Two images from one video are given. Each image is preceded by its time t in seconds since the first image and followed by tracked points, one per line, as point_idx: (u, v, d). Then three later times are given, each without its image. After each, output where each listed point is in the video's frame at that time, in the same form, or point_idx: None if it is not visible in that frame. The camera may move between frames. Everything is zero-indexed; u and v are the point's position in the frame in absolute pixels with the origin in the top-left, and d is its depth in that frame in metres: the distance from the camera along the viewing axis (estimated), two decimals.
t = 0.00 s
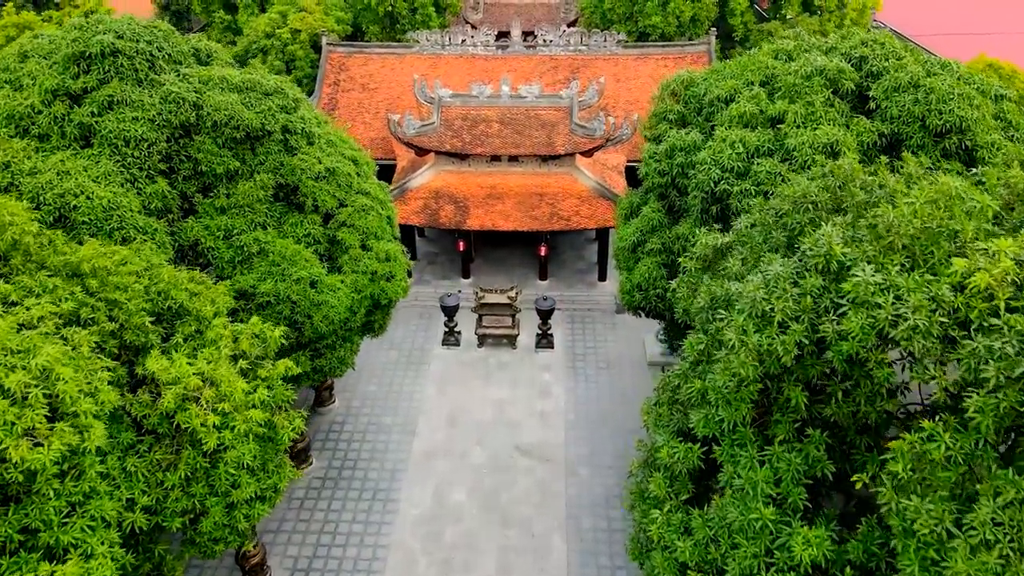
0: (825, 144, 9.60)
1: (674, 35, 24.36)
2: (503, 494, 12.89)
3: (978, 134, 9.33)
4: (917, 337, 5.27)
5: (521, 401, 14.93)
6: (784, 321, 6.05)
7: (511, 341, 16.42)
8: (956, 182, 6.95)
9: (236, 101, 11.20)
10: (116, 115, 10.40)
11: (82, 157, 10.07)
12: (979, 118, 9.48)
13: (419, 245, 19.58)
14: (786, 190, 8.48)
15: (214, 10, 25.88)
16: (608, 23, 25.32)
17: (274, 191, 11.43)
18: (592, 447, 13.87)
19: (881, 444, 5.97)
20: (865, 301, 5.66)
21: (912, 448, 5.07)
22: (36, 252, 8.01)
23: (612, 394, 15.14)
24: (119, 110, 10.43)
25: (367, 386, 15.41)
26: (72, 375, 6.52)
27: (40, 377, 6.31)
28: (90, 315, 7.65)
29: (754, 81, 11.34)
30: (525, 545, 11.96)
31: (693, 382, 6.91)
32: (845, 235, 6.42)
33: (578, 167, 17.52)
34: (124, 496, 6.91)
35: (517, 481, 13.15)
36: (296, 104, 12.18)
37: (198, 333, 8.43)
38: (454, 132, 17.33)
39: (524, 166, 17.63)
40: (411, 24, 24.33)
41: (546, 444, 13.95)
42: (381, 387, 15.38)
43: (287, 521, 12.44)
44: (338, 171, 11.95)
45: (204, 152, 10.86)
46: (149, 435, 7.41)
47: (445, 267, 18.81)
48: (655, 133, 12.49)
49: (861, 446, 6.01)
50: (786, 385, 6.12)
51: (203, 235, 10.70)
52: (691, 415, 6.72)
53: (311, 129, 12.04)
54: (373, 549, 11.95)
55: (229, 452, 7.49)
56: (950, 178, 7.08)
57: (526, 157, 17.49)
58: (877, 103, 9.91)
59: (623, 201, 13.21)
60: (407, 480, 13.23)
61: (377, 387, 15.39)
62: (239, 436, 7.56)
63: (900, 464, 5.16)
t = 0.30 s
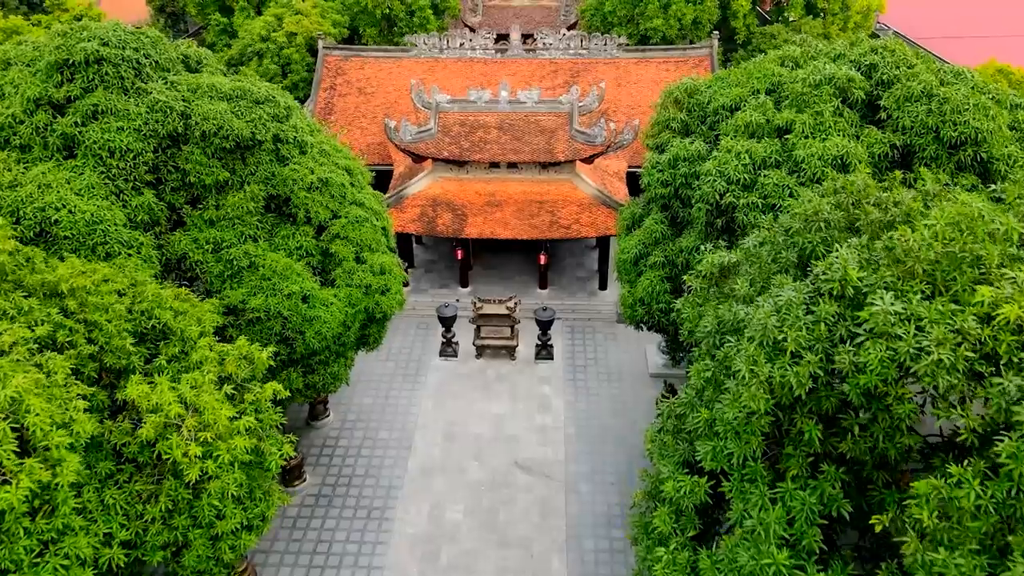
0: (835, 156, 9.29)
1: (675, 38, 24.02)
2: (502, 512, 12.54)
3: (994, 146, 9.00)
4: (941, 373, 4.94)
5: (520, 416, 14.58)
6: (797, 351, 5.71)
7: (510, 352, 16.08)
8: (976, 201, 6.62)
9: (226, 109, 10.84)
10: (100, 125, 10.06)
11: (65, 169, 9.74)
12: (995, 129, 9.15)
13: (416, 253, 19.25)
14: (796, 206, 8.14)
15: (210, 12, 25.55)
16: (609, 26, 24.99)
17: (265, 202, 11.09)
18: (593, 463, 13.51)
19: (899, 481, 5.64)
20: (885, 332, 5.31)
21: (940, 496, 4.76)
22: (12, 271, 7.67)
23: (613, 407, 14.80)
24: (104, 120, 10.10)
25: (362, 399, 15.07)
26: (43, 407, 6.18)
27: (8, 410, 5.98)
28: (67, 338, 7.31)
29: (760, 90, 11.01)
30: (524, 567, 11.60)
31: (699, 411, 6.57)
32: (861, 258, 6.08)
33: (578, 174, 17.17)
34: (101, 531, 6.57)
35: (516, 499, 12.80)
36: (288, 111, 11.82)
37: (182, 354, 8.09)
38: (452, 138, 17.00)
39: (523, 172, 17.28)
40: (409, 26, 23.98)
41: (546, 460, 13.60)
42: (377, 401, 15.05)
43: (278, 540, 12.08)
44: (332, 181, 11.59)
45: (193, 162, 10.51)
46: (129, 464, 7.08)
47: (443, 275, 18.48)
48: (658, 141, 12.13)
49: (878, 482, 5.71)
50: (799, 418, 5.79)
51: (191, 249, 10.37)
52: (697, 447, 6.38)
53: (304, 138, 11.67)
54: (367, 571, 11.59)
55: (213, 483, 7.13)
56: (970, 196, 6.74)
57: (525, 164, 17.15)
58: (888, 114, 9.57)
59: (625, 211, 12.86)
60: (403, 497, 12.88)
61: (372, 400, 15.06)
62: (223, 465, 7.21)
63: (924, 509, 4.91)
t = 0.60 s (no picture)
0: (848, 171, 8.92)
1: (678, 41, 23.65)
2: (501, 534, 12.14)
3: (1014, 161, 8.65)
4: (976, 421, 4.58)
5: (519, 432, 14.20)
6: (816, 390, 5.31)
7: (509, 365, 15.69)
8: (1003, 224, 6.24)
9: (215, 119, 10.45)
10: (82, 137, 9.68)
11: (46, 183, 9.37)
12: (1015, 143, 8.79)
13: (413, 261, 18.90)
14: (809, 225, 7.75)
15: (205, 15, 25.15)
16: (610, 29, 24.60)
17: (255, 216, 10.70)
18: (594, 482, 13.12)
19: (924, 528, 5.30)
20: (912, 373, 4.92)
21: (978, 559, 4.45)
22: None
23: (615, 423, 14.40)
24: (86, 132, 9.71)
25: (357, 415, 14.69)
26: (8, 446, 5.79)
27: None
28: (41, 367, 6.92)
29: (768, 100, 10.62)
30: None
31: (710, 448, 6.19)
32: (883, 287, 5.69)
33: (579, 183, 16.78)
34: None
35: (515, 520, 12.41)
36: (280, 121, 11.43)
37: (164, 380, 7.70)
38: (450, 145, 16.61)
39: (523, 180, 16.89)
40: (406, 30, 23.58)
41: (546, 479, 13.21)
42: (372, 416, 14.66)
43: (270, 564, 11.68)
44: (325, 193, 11.20)
45: (179, 175, 10.13)
46: (105, 500, 6.69)
47: (441, 284, 18.12)
48: (661, 152, 11.76)
49: (901, 528, 5.34)
50: (817, 460, 5.40)
51: (177, 265, 9.99)
52: (708, 487, 5.99)
53: (296, 148, 11.27)
54: None
55: (193, 522, 6.73)
56: (997, 220, 6.37)
57: (525, 172, 16.76)
58: (903, 126, 9.20)
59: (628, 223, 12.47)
60: (399, 518, 12.49)
61: (368, 416, 14.68)
62: (204, 503, 6.82)
63: (959, 570, 4.55)
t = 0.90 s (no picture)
0: (862, 185, 8.57)
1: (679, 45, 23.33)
2: (500, 554, 11.80)
3: None
4: (1014, 469, 4.27)
5: (520, 447, 13.86)
6: (837, 429, 4.97)
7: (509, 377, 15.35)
8: None
9: (204, 129, 10.10)
10: (66, 148, 9.33)
11: (27, 196, 9.02)
12: None
13: (411, 269, 18.58)
14: (823, 244, 7.42)
15: (201, 17, 24.79)
16: (611, 32, 24.29)
17: (246, 228, 10.36)
18: (596, 500, 12.77)
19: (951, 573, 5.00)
20: (942, 415, 4.60)
21: None
22: None
23: (617, 437, 14.06)
24: (70, 142, 9.37)
25: (354, 429, 14.36)
26: None
27: None
28: (15, 394, 6.58)
29: (776, 108, 10.29)
30: None
31: (721, 483, 5.84)
32: (906, 314, 5.34)
33: (580, 190, 16.45)
34: None
35: (515, 538, 12.07)
36: (273, 130, 11.08)
37: (147, 405, 7.35)
38: (448, 151, 16.28)
39: (523, 188, 16.57)
40: (404, 32, 23.24)
41: (546, 496, 12.86)
42: (369, 430, 14.33)
43: None
44: (319, 204, 10.87)
45: (168, 187, 9.79)
46: (83, 535, 6.35)
47: (439, 293, 17.80)
48: (665, 161, 11.42)
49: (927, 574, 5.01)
50: (836, 500, 5.07)
51: (165, 280, 9.65)
52: (719, 526, 5.64)
53: (289, 158, 10.93)
54: None
55: (176, 560, 6.39)
56: None
57: (525, 180, 16.42)
58: (917, 137, 8.88)
59: (630, 234, 12.12)
60: (396, 537, 12.14)
61: (364, 430, 14.35)
62: (188, 539, 6.49)
63: None
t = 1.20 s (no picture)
0: (879, 203, 8.17)
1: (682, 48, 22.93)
2: None
3: None
4: None
5: (519, 465, 13.46)
6: (865, 482, 4.63)
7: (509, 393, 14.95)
8: None
9: (191, 141, 9.69)
10: (45, 162, 8.93)
11: (5, 212, 8.62)
12: None
13: (409, 279, 18.20)
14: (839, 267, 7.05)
15: (196, 20, 24.39)
16: (612, 35, 23.93)
17: (235, 244, 9.96)
18: (598, 521, 12.37)
19: None
20: (984, 470, 4.31)
21: None
22: None
23: (620, 455, 13.66)
24: (50, 156, 8.97)
25: (349, 446, 13.96)
26: None
27: None
28: None
29: (786, 119, 9.90)
30: None
31: (737, 532, 5.45)
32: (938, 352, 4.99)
33: (581, 199, 16.05)
34: None
35: (515, 562, 11.66)
36: (264, 141, 10.67)
37: (125, 438, 6.95)
38: (446, 159, 15.88)
39: (523, 197, 16.17)
40: (402, 36, 22.82)
41: (547, 517, 12.46)
42: (364, 448, 13.93)
43: None
44: (311, 218, 10.47)
45: (153, 202, 9.40)
46: None
47: (437, 304, 17.42)
48: (669, 173, 11.03)
49: None
50: (860, 554, 4.83)
51: (150, 299, 9.25)
52: None
53: (280, 170, 10.51)
54: None
55: None
56: None
57: (525, 189, 16.02)
58: (936, 151, 8.50)
59: (634, 248, 11.71)
60: (391, 561, 11.73)
61: (360, 447, 13.95)
62: None
63: None
